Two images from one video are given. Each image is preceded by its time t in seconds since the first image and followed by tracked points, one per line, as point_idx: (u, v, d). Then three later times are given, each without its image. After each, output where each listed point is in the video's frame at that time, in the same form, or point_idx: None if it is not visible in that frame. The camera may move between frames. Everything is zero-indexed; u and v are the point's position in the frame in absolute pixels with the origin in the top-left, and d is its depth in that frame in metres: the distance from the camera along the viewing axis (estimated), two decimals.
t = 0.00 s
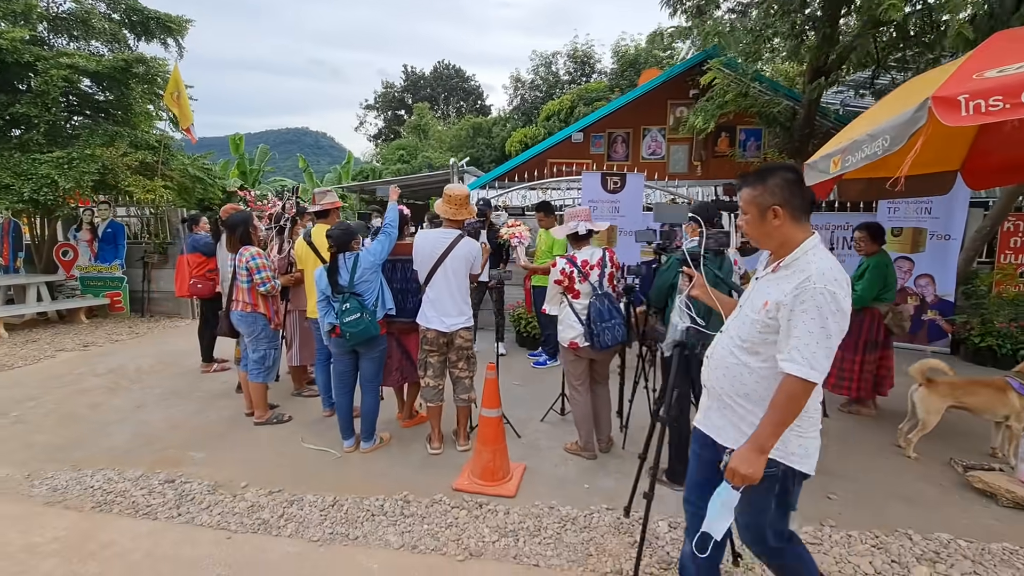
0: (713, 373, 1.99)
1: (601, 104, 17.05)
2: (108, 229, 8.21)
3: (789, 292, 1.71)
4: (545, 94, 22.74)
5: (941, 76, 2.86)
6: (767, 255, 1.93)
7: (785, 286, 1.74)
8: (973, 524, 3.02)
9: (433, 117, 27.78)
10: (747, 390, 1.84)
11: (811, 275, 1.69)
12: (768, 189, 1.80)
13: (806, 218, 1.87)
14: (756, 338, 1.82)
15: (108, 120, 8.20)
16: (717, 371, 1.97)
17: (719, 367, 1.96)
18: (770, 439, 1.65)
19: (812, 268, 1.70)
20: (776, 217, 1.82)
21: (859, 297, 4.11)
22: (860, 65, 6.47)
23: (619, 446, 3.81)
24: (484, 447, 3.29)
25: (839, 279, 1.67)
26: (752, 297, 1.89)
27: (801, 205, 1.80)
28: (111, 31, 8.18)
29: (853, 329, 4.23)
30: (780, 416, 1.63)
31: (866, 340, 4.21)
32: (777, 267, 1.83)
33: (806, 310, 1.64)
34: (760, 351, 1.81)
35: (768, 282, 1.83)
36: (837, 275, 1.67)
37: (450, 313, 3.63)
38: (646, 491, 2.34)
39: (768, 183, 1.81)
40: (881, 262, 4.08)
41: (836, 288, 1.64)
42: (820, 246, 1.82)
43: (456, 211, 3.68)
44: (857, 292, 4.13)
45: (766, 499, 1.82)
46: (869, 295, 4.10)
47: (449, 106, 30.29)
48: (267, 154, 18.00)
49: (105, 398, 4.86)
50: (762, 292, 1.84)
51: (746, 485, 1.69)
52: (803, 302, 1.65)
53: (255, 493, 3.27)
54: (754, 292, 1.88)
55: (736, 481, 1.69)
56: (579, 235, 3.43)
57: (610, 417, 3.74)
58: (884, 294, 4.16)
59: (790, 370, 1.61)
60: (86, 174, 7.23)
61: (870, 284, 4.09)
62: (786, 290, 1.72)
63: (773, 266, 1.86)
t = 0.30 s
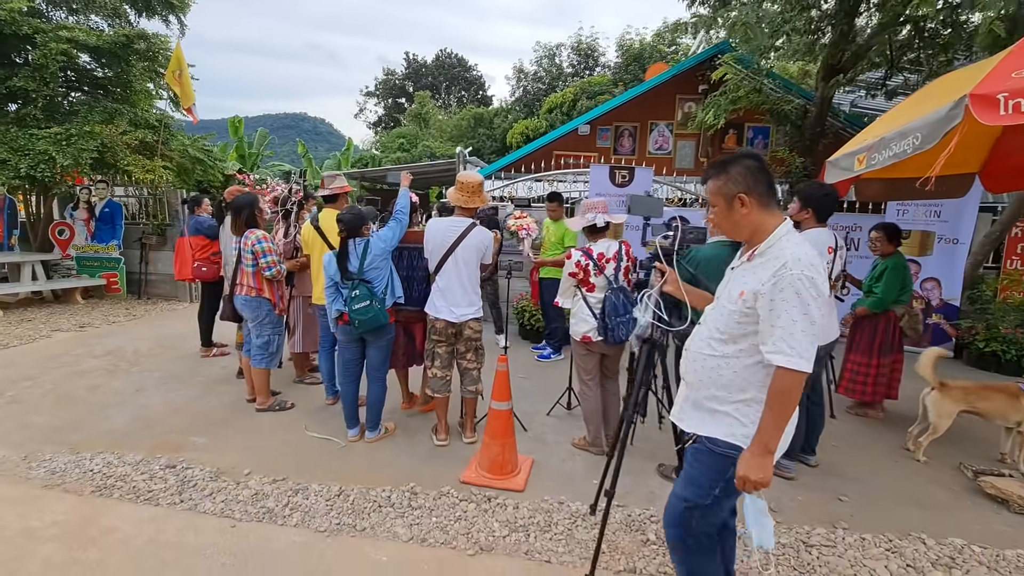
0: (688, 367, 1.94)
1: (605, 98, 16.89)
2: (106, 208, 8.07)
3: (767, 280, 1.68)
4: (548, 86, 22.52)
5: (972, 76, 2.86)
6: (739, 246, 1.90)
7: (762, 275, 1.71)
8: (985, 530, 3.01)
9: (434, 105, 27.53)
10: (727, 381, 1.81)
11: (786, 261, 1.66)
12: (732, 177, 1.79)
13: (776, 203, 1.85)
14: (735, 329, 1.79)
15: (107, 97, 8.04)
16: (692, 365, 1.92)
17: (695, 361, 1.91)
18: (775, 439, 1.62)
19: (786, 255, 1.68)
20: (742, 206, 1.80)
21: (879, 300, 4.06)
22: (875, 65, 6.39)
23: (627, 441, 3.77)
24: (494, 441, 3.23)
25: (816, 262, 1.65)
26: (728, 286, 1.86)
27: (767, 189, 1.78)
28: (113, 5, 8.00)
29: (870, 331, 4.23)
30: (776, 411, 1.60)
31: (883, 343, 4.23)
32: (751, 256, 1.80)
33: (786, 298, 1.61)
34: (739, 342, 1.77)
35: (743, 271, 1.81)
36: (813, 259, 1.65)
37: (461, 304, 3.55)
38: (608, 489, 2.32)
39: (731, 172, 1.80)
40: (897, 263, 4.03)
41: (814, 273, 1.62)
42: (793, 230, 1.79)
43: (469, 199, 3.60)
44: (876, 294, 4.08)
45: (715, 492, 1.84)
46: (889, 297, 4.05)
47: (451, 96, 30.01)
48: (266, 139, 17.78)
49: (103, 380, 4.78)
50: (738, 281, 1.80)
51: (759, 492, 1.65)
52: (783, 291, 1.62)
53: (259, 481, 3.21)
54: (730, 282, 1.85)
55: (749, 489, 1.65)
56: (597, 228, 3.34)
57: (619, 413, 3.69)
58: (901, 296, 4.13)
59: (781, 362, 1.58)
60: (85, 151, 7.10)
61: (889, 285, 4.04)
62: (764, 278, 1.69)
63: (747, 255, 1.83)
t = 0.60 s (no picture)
0: (675, 384, 1.85)
1: (603, 96, 16.77)
2: (100, 212, 7.92)
3: (742, 292, 1.55)
4: (544, 85, 22.40)
5: (998, 73, 2.85)
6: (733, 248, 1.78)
7: (739, 285, 1.58)
8: (1014, 536, 2.96)
9: (430, 105, 27.36)
10: (708, 402, 1.70)
11: (762, 271, 1.52)
12: (723, 172, 1.68)
13: (775, 205, 1.68)
14: (714, 344, 1.68)
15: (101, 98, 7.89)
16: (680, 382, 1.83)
17: (681, 378, 1.81)
18: (745, 470, 1.49)
19: (764, 263, 1.54)
20: (728, 206, 1.69)
21: (898, 303, 3.95)
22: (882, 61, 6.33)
23: (642, 448, 3.69)
24: (509, 450, 3.14)
25: (797, 271, 1.50)
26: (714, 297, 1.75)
27: (757, 192, 1.62)
28: (106, 4, 7.86)
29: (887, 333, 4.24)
30: (745, 438, 1.48)
31: (902, 345, 4.23)
32: (737, 263, 1.67)
33: (758, 311, 1.48)
34: (719, 358, 1.66)
35: (727, 281, 1.69)
36: (793, 268, 1.50)
37: (471, 309, 3.45)
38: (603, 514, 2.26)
39: (726, 166, 1.67)
40: (915, 263, 3.94)
41: (791, 283, 1.48)
42: (786, 239, 1.62)
43: (478, 201, 3.48)
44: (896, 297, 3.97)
45: (696, 524, 1.77)
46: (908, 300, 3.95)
47: (446, 95, 29.82)
48: (261, 139, 17.58)
49: (101, 389, 4.65)
50: (721, 292, 1.69)
51: (729, 525, 1.54)
52: (756, 303, 1.50)
53: (266, 494, 3.11)
54: (716, 293, 1.73)
55: (719, 521, 1.55)
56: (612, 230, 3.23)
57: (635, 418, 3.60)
58: (919, 297, 4.07)
59: (751, 384, 1.46)
60: (80, 153, 6.95)
61: (906, 286, 3.92)
62: (740, 289, 1.57)
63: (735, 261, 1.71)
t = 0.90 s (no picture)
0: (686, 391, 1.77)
1: (591, 96, 16.75)
2: (77, 207, 7.65)
3: (728, 290, 1.44)
4: (531, 84, 22.33)
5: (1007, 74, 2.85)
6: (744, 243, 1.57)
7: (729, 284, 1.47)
8: (1020, 539, 2.96)
9: (416, 103, 27.11)
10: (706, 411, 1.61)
11: (747, 268, 1.40)
12: (739, 156, 1.45)
13: (795, 203, 1.44)
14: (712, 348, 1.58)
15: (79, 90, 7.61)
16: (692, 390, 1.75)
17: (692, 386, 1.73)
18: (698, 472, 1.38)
19: (751, 261, 1.41)
20: (738, 197, 1.47)
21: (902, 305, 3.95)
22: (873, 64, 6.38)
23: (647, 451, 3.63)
24: (515, 456, 3.05)
25: (787, 268, 1.36)
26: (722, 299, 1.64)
27: (769, 184, 1.40)
28: None
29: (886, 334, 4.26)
30: (706, 441, 1.37)
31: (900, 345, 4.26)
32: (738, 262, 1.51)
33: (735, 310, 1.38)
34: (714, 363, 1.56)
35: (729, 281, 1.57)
36: (782, 266, 1.36)
37: (475, 311, 3.36)
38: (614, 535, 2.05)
39: (741, 150, 1.45)
40: (915, 265, 3.96)
41: (775, 280, 1.34)
42: (794, 237, 1.41)
43: (480, 199, 3.39)
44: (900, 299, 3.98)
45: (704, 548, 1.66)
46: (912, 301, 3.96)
47: (432, 93, 29.58)
48: (243, 135, 17.21)
49: (80, 393, 4.45)
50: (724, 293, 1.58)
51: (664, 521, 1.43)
52: (735, 301, 1.39)
53: (262, 504, 2.98)
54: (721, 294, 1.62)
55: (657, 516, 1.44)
56: (620, 231, 3.21)
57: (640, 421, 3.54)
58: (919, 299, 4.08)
59: (721, 386, 1.35)
60: (57, 147, 6.68)
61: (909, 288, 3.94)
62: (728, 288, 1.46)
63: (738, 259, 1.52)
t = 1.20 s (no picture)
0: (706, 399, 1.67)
1: (554, 99, 16.82)
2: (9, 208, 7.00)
3: (751, 291, 1.35)
4: (492, 87, 22.28)
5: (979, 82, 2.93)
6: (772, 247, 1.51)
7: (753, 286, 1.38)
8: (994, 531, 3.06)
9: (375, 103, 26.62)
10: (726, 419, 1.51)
11: (771, 269, 1.32)
12: (772, 153, 1.40)
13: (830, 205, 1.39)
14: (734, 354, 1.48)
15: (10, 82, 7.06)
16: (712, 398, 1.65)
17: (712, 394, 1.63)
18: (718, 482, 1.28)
19: (776, 262, 1.33)
20: (769, 195, 1.42)
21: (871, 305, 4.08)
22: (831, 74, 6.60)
23: (633, 456, 3.60)
24: (505, 467, 2.94)
25: (814, 269, 1.27)
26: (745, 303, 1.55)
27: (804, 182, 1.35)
28: None
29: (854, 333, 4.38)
30: (726, 450, 1.27)
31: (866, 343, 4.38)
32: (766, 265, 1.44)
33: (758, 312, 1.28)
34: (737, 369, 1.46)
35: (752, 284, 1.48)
36: (809, 265, 1.27)
37: (459, 317, 3.24)
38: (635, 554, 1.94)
39: (775, 147, 1.41)
40: (884, 267, 4.07)
41: (801, 281, 1.25)
42: (824, 237, 1.34)
43: (463, 201, 3.26)
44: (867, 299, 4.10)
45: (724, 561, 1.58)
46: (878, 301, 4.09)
47: (391, 94, 29.10)
48: (193, 134, 16.44)
49: (20, 413, 4.07)
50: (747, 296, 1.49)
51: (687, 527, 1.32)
52: (758, 303, 1.29)
53: (234, 529, 2.77)
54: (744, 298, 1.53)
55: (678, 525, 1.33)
56: (610, 235, 3.15)
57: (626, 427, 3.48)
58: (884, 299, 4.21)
59: (744, 392, 1.25)
60: None
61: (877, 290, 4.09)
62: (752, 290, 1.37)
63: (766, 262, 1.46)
